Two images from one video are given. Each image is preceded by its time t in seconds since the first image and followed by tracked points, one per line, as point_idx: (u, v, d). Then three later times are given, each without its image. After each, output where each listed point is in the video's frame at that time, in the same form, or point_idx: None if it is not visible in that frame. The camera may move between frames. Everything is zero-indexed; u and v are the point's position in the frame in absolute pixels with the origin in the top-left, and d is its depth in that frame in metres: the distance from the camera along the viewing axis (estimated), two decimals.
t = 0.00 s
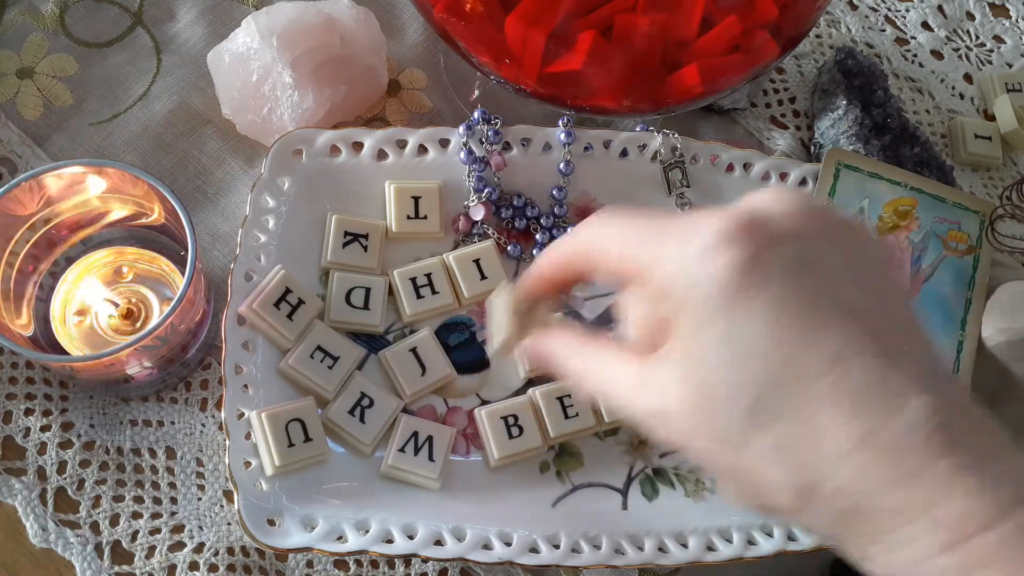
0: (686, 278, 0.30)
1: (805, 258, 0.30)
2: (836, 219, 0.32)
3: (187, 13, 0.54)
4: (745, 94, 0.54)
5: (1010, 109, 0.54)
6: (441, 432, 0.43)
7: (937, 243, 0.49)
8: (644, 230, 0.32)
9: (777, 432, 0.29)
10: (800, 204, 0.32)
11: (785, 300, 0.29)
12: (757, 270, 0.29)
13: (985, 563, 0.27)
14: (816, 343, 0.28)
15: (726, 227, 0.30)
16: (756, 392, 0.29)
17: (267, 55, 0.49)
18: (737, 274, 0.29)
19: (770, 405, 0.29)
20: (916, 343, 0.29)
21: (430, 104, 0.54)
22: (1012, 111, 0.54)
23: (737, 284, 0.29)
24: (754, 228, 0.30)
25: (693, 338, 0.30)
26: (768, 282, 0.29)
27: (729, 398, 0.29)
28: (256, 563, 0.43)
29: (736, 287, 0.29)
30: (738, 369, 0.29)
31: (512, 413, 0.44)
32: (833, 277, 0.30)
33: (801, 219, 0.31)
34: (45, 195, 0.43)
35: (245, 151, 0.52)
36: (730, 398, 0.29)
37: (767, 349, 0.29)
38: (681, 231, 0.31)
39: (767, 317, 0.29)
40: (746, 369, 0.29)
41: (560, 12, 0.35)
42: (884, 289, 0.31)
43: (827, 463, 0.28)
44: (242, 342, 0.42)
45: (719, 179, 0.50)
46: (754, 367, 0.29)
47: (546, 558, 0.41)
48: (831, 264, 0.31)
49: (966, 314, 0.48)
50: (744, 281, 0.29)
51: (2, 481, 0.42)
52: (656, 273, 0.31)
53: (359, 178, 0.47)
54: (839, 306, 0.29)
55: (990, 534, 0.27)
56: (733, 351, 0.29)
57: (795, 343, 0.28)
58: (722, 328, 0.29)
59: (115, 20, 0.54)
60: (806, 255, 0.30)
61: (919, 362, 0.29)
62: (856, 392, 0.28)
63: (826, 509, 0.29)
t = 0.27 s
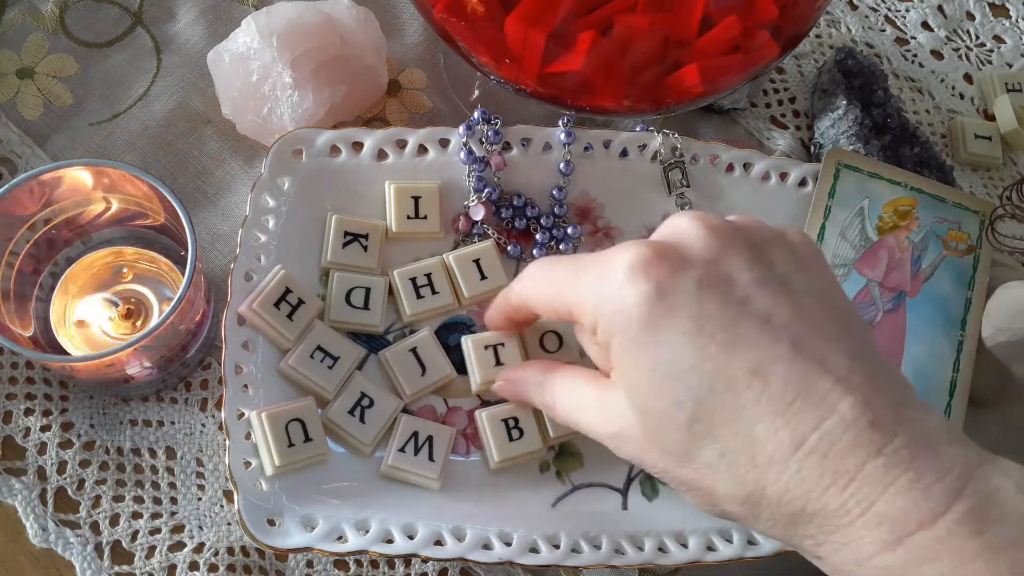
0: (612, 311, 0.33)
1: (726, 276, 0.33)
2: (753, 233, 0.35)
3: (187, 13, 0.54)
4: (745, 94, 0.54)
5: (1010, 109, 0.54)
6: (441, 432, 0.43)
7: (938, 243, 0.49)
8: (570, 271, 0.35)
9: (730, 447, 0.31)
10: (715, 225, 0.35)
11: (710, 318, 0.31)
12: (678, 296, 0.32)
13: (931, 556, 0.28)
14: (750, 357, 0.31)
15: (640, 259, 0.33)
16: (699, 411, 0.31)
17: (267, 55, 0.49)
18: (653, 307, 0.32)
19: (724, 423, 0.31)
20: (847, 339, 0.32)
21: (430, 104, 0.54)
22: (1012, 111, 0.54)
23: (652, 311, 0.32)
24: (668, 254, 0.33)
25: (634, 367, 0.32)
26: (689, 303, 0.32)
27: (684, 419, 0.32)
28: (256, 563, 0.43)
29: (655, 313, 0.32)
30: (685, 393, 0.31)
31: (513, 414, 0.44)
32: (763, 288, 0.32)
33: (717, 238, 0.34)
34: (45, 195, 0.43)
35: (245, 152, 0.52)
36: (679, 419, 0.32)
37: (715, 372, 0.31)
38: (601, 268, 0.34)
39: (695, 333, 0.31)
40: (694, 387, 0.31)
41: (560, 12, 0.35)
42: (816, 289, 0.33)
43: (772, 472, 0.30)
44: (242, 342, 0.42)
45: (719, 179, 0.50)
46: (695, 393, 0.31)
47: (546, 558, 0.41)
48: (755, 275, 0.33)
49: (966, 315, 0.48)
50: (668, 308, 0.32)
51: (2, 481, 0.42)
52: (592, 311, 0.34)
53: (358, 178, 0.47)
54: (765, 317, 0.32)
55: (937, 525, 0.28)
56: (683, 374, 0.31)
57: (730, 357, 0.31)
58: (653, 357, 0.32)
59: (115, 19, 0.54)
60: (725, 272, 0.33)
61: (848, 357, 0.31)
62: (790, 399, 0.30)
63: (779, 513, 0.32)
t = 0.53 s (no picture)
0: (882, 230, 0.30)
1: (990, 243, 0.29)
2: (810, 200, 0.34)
3: (187, 13, 0.54)
4: (745, 94, 0.54)
5: (1010, 109, 0.54)
6: (441, 432, 0.43)
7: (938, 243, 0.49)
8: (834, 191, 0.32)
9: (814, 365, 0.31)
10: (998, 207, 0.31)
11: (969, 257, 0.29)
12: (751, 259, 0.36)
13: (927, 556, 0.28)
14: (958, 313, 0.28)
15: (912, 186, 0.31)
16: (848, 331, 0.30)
17: (267, 54, 0.49)
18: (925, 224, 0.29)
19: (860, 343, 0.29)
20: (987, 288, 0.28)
21: (430, 104, 0.54)
22: (1012, 111, 0.54)
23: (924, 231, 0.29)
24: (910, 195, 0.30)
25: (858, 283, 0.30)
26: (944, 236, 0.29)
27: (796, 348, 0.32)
28: (256, 563, 0.43)
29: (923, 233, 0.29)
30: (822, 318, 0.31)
31: (513, 416, 0.44)
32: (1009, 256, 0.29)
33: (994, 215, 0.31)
34: (44, 195, 0.43)
35: (245, 152, 0.52)
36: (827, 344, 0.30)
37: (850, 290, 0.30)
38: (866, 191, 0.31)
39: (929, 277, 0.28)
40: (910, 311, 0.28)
41: (560, 12, 0.35)
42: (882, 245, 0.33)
43: (881, 418, 0.29)
44: (242, 342, 0.42)
45: (719, 179, 0.50)
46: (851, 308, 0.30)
47: (546, 558, 0.41)
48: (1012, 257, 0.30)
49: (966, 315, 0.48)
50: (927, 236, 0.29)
51: (2, 481, 0.42)
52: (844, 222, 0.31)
53: (358, 178, 0.47)
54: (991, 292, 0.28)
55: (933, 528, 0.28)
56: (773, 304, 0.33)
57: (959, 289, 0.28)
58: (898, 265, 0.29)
59: (115, 19, 0.54)
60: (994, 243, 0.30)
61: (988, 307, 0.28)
62: (936, 324, 0.28)
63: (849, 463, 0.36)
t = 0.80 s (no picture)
0: (780, 268, 0.31)
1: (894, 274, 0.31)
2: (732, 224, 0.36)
3: (187, 13, 0.54)
4: (745, 94, 0.54)
5: (1010, 109, 0.54)
6: (441, 432, 0.43)
7: (937, 243, 0.49)
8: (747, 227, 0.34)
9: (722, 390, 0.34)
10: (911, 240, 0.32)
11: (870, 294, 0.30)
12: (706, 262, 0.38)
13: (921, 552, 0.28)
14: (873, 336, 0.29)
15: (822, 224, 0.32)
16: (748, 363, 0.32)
17: (267, 54, 0.49)
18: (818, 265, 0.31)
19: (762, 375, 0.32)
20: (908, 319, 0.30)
21: (431, 104, 0.54)
22: (1012, 111, 0.54)
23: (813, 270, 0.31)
24: (813, 234, 0.32)
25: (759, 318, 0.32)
26: (839, 273, 0.30)
27: (703, 374, 0.35)
28: (256, 563, 0.43)
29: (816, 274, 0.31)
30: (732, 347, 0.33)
31: (513, 415, 0.44)
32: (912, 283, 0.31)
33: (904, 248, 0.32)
34: (44, 195, 0.43)
35: (245, 152, 0.52)
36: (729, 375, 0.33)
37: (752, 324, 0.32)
38: (776, 229, 0.33)
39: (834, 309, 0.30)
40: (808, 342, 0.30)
41: (560, 12, 0.35)
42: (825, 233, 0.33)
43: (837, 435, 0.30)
44: (242, 342, 0.42)
45: (719, 179, 0.50)
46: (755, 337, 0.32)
47: (546, 558, 0.41)
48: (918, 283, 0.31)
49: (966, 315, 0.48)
50: (826, 273, 0.30)
51: (2, 481, 0.42)
52: (751, 258, 0.33)
53: (358, 178, 0.47)
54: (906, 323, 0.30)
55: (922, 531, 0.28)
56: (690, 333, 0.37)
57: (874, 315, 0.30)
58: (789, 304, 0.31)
59: (115, 19, 0.54)
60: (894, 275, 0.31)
61: (910, 335, 0.29)
62: (823, 356, 0.30)
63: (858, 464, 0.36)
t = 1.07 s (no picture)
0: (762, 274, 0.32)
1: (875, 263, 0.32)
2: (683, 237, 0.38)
3: (187, 13, 0.54)
4: (745, 94, 0.54)
5: (1010, 109, 0.54)
6: (441, 432, 0.43)
7: (937, 243, 0.49)
8: (705, 239, 0.36)
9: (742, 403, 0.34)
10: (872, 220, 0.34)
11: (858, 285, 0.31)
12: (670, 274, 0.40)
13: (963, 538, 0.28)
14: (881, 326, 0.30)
15: (792, 224, 0.33)
16: (760, 375, 0.32)
17: (267, 54, 0.49)
18: (802, 268, 0.31)
19: (778, 389, 0.31)
20: (904, 302, 0.31)
21: (430, 104, 0.54)
22: (1012, 111, 0.54)
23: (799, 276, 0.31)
24: (792, 233, 0.32)
25: (763, 330, 0.32)
26: (829, 274, 0.31)
27: (716, 386, 0.35)
28: (256, 563, 0.43)
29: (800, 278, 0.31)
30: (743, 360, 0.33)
31: (513, 415, 0.44)
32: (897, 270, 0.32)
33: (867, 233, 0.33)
34: (44, 195, 0.43)
35: (245, 152, 0.52)
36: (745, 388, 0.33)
37: (760, 337, 0.32)
38: (741, 237, 0.34)
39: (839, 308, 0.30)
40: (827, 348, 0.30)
41: (560, 12, 0.35)
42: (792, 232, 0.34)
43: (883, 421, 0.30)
44: (242, 342, 0.42)
45: (719, 179, 0.50)
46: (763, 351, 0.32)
47: (546, 558, 0.41)
48: (899, 267, 0.32)
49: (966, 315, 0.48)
50: (813, 275, 0.31)
51: (2, 481, 0.42)
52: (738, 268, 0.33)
53: (358, 178, 0.47)
54: (904, 308, 0.30)
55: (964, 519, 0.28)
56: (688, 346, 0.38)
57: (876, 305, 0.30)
58: (793, 312, 0.31)
59: (115, 19, 0.54)
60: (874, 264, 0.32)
61: (913, 318, 0.30)
62: (837, 360, 0.29)
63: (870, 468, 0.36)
